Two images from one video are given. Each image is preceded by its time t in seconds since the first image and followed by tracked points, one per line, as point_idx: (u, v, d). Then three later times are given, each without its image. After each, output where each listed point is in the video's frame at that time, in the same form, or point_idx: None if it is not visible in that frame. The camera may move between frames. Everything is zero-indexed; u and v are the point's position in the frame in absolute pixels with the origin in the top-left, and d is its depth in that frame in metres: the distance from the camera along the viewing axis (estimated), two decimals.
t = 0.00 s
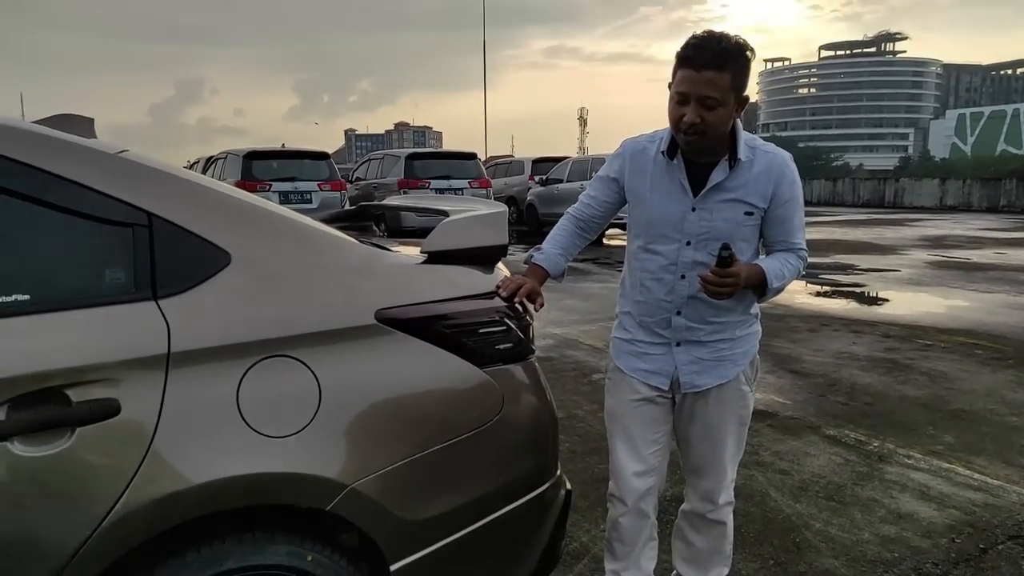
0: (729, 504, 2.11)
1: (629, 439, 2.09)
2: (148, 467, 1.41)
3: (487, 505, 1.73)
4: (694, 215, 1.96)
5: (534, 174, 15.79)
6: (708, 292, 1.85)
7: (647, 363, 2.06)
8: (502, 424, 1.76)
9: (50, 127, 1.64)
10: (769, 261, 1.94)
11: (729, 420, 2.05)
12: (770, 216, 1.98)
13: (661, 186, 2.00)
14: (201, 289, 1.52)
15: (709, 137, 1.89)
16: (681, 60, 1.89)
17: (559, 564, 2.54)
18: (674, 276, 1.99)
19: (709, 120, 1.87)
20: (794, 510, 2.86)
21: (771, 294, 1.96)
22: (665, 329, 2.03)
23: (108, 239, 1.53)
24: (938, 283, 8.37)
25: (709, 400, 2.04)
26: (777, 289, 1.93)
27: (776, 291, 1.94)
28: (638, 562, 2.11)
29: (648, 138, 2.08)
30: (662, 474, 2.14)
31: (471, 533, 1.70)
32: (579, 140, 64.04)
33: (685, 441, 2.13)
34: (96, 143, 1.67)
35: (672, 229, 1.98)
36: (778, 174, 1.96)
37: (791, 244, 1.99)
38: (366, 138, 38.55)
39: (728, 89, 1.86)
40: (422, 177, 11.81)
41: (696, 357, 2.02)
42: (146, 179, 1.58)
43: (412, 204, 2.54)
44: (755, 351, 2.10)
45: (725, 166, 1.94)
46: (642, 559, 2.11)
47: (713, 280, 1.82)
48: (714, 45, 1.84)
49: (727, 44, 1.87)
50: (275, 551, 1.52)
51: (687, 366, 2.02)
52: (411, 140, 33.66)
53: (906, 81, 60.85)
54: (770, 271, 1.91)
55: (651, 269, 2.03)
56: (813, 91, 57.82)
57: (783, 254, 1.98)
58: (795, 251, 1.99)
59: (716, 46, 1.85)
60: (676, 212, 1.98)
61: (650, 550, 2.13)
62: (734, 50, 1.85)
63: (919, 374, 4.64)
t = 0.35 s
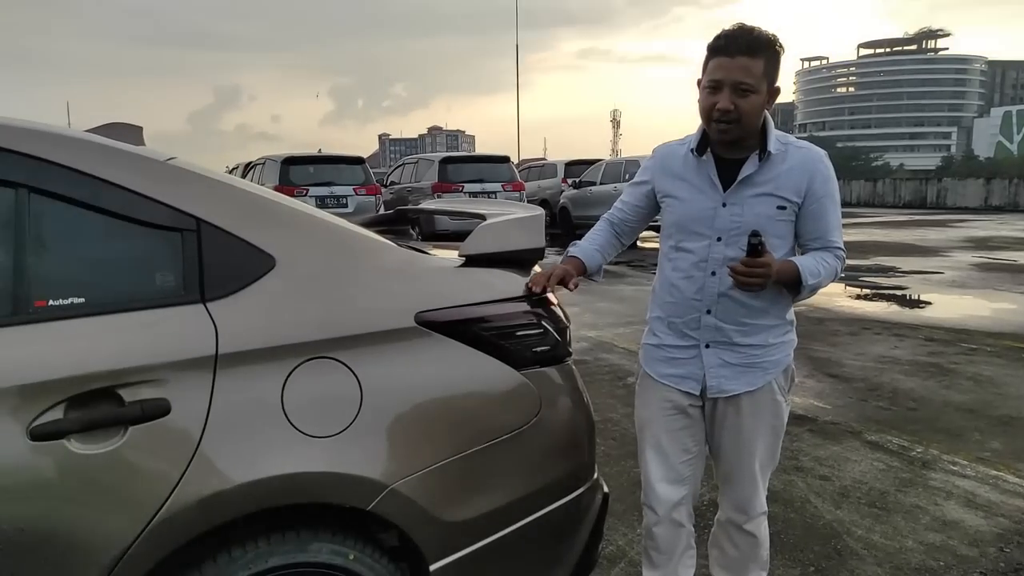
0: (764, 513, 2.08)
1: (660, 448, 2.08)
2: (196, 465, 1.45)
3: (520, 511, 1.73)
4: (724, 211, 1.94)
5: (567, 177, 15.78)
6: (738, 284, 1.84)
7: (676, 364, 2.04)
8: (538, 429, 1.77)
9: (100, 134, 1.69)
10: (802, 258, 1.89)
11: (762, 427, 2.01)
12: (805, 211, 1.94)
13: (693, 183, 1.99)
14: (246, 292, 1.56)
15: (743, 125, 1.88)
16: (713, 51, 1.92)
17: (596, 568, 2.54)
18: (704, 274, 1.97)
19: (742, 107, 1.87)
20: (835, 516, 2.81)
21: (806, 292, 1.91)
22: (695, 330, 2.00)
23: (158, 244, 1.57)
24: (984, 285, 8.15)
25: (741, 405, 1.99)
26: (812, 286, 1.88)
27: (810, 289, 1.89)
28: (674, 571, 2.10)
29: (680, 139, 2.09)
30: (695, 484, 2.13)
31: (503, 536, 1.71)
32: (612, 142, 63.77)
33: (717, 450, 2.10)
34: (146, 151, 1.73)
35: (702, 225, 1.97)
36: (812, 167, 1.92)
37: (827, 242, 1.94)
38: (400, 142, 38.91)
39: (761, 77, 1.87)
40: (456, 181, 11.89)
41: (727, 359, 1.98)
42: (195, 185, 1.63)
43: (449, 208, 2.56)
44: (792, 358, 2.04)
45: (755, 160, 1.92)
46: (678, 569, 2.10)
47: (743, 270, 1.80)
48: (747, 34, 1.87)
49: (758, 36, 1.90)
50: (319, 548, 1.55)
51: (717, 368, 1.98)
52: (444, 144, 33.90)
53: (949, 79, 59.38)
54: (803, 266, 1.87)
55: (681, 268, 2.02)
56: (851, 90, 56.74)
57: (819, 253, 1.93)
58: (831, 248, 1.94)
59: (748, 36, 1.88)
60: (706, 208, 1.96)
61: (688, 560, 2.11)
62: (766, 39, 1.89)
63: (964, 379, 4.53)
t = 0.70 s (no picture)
0: (798, 517, 2.06)
1: (694, 449, 2.05)
2: (232, 461, 1.47)
3: (552, 509, 1.74)
4: (764, 208, 1.93)
5: (591, 178, 15.74)
6: (779, 280, 1.82)
7: (713, 364, 2.02)
8: (569, 428, 1.77)
9: (138, 135, 1.72)
10: (844, 255, 1.88)
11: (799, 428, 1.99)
12: (845, 208, 1.93)
13: (730, 181, 1.98)
14: (282, 290, 1.59)
15: (770, 118, 1.89)
16: (739, 49, 1.95)
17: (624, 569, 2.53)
18: (743, 272, 1.96)
19: (767, 99, 1.88)
20: (866, 521, 2.77)
21: (847, 289, 1.90)
22: (734, 329, 1.99)
23: (196, 243, 1.60)
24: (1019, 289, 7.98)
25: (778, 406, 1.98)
26: (854, 282, 1.86)
27: (853, 284, 1.87)
28: None
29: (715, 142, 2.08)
30: (728, 487, 2.10)
31: (535, 534, 1.71)
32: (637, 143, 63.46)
33: (751, 452, 2.08)
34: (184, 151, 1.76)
35: (741, 223, 1.95)
36: (852, 164, 1.92)
37: (867, 239, 1.93)
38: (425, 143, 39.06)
39: (785, 70, 1.88)
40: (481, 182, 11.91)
41: (765, 358, 1.96)
42: (232, 185, 1.66)
43: (478, 207, 2.57)
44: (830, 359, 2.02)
45: (794, 156, 1.92)
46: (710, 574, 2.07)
47: (784, 266, 1.79)
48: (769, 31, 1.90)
49: (783, 32, 1.92)
50: (351, 544, 1.57)
51: (756, 367, 1.97)
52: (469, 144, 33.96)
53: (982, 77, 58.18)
54: (844, 263, 1.86)
55: (719, 267, 2.00)
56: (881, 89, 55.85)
57: (859, 250, 1.92)
58: (871, 245, 1.93)
59: (771, 32, 1.91)
60: (745, 206, 1.95)
61: (719, 565, 2.08)
62: (790, 35, 1.90)
63: (999, 384, 4.44)
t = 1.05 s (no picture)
0: (827, 527, 2.03)
1: (725, 454, 2.04)
2: (258, 462, 1.48)
3: (579, 512, 1.74)
4: (802, 216, 1.91)
5: (612, 182, 15.71)
6: (817, 292, 1.81)
7: (745, 369, 2.01)
8: (595, 432, 1.77)
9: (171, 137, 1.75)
10: (880, 269, 1.88)
11: (831, 437, 1.97)
12: (882, 221, 1.92)
13: (766, 188, 1.97)
14: (311, 292, 1.60)
15: (813, 123, 1.87)
16: (786, 56, 1.95)
17: None
18: (778, 279, 1.94)
19: (811, 105, 1.87)
20: (892, 533, 2.74)
21: (882, 302, 1.89)
22: (767, 335, 1.97)
23: (226, 245, 1.62)
24: None
25: (810, 414, 1.97)
26: (888, 297, 1.86)
27: (887, 298, 1.87)
28: None
29: (754, 148, 2.06)
30: (758, 494, 2.08)
31: (561, 538, 1.72)
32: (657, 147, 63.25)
33: (783, 459, 2.06)
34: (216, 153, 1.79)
35: (777, 230, 1.94)
36: (892, 177, 1.91)
37: (903, 254, 1.92)
38: (446, 146, 39.25)
39: (832, 77, 1.87)
40: (501, 186, 11.92)
41: (799, 364, 1.95)
42: (262, 188, 1.67)
43: (503, 211, 2.58)
44: (864, 369, 2.00)
45: (836, 166, 1.90)
46: None
47: (824, 278, 1.78)
48: (818, 38, 1.89)
49: (833, 40, 1.91)
50: (375, 546, 1.58)
51: (789, 374, 1.95)
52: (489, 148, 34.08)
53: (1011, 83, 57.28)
54: (880, 277, 1.85)
55: (754, 272, 1.98)
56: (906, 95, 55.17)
57: (894, 264, 1.92)
58: (906, 260, 1.92)
59: (820, 39, 1.90)
60: (783, 213, 1.93)
61: (745, 573, 2.06)
62: (839, 43, 1.89)
63: None
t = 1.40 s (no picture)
0: (826, 529, 2.03)
1: (726, 456, 2.03)
2: (255, 464, 1.48)
3: (577, 513, 1.74)
4: (804, 218, 1.91)
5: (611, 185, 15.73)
6: (818, 294, 1.81)
7: (746, 371, 2.00)
8: (593, 433, 1.77)
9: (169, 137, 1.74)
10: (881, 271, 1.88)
11: (830, 439, 1.97)
12: (885, 224, 1.92)
13: (768, 189, 1.97)
14: (310, 293, 1.60)
15: (819, 125, 1.87)
16: (799, 57, 1.95)
17: None
18: (780, 280, 1.94)
19: (818, 107, 1.87)
20: (890, 536, 2.74)
21: (883, 305, 1.89)
22: (769, 336, 1.97)
23: (224, 246, 1.62)
24: None
25: (810, 416, 1.97)
26: (889, 300, 1.86)
27: (888, 301, 1.87)
28: None
29: (757, 151, 2.06)
30: (758, 496, 2.07)
31: (561, 540, 1.72)
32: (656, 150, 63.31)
33: (783, 461, 2.06)
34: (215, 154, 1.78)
35: (779, 231, 1.94)
36: (895, 181, 1.91)
37: (904, 258, 1.92)
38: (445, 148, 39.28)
39: (842, 81, 1.87)
40: (500, 188, 11.93)
41: (800, 365, 1.95)
42: (261, 189, 1.67)
43: (502, 213, 2.58)
44: (865, 372, 2.00)
45: (839, 170, 1.90)
46: None
47: (824, 279, 1.78)
48: (831, 41, 1.90)
49: (845, 45, 1.91)
50: (372, 549, 1.57)
51: (789, 376, 1.95)
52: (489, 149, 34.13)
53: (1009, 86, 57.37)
54: (882, 280, 1.85)
55: (755, 274, 1.98)
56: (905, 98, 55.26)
57: (895, 268, 1.92)
58: (908, 264, 1.92)
59: (833, 43, 1.90)
60: (785, 215, 1.93)
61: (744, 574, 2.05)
62: (851, 48, 1.89)
63: None
